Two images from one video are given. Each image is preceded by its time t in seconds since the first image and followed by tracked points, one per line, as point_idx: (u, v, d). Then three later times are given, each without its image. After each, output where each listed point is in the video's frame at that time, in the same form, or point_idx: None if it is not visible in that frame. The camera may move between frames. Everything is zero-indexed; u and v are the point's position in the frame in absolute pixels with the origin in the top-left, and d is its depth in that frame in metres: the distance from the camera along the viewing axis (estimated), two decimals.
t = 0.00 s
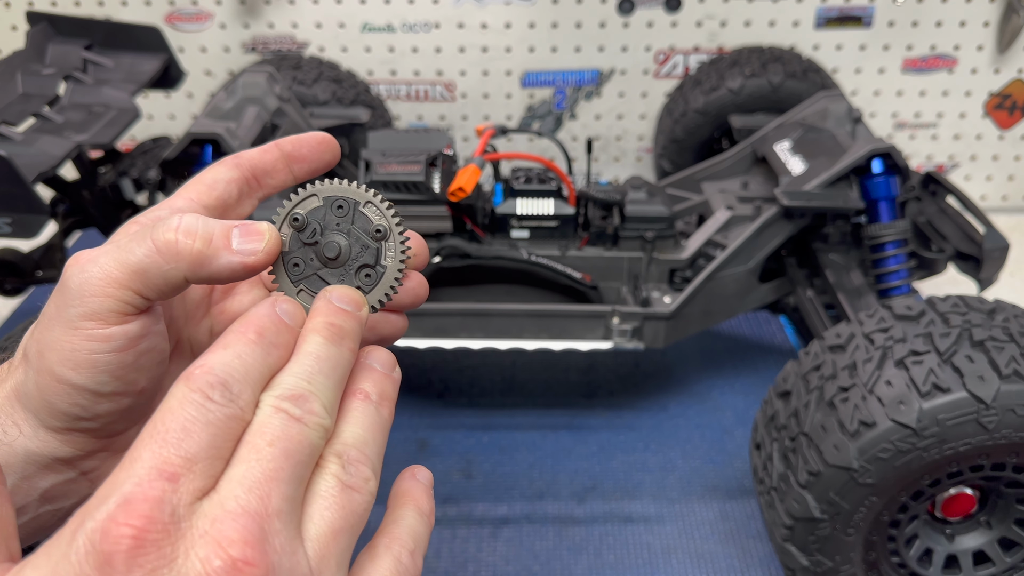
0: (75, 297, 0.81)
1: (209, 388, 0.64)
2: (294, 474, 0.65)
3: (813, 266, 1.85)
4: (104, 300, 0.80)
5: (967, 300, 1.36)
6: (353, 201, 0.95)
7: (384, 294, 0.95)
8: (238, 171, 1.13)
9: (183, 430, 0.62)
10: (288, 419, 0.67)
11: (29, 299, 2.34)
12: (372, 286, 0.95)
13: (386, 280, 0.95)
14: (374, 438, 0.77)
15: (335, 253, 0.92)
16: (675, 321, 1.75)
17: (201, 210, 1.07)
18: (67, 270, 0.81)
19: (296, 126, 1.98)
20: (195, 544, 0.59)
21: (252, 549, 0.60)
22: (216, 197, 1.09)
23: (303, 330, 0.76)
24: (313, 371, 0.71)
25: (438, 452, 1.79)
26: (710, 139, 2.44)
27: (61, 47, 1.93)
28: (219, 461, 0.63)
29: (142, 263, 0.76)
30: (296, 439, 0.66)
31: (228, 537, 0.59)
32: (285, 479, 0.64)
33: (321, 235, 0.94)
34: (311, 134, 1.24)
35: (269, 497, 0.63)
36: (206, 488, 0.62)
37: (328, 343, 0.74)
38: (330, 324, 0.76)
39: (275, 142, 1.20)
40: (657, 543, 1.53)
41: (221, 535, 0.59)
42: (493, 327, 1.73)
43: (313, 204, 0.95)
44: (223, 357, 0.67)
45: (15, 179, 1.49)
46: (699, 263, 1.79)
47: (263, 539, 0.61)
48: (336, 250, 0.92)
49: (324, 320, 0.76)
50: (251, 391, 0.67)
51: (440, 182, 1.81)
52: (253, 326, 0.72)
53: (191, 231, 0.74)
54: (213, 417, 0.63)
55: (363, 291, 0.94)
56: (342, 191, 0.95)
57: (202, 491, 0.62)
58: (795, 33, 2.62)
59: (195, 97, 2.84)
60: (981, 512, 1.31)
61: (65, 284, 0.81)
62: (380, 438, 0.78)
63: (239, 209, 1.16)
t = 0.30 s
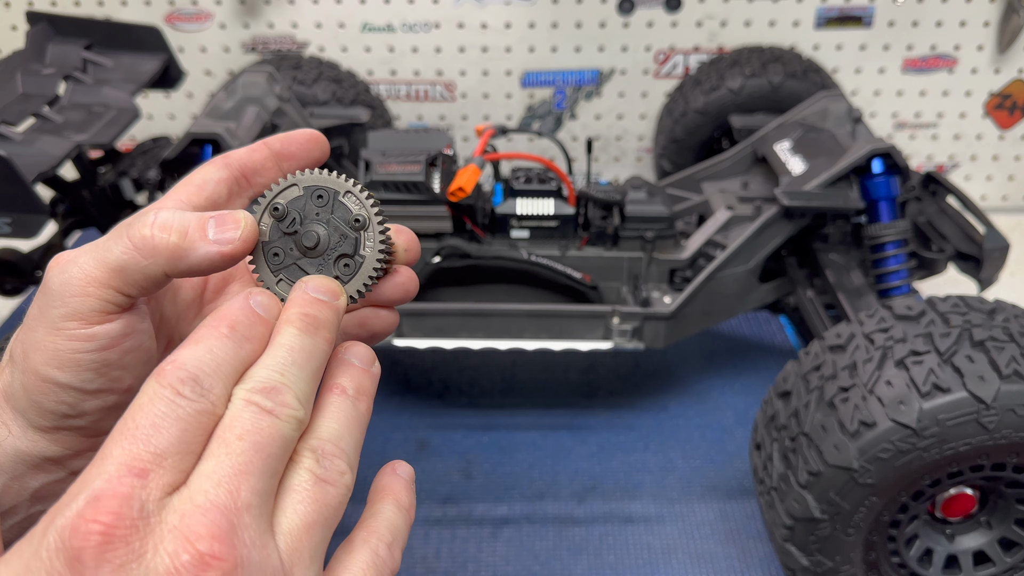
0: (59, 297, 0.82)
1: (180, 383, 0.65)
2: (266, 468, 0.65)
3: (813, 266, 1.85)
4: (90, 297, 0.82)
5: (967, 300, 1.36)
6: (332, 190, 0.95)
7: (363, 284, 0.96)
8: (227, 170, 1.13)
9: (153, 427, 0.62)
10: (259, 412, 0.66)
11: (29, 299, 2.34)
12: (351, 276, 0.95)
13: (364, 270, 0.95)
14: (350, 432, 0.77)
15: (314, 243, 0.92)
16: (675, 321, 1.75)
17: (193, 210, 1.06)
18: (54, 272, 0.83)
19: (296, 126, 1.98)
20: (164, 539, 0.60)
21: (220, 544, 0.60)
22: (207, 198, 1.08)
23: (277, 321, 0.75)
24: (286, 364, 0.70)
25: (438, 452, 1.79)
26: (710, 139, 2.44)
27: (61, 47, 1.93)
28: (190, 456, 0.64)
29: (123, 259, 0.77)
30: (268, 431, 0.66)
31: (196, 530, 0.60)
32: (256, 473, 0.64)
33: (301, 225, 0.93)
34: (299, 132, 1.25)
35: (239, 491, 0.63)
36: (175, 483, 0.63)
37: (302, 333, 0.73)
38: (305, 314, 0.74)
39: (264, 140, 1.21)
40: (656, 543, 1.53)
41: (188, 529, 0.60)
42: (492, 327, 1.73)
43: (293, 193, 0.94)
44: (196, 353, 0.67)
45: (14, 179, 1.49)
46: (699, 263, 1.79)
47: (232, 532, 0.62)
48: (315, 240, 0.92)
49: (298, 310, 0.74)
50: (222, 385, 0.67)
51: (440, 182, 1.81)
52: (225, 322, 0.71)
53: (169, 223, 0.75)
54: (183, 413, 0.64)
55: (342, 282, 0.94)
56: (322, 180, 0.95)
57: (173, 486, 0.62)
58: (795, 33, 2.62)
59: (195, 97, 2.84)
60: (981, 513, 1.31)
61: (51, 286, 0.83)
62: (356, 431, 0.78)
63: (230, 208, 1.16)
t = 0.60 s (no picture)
0: (86, 316, 0.81)
1: (169, 381, 0.65)
2: (254, 464, 0.66)
3: (813, 266, 1.85)
4: (121, 324, 0.81)
5: (967, 300, 1.36)
6: (300, 194, 0.94)
7: (347, 280, 0.94)
8: (228, 167, 1.15)
9: (142, 424, 0.62)
10: (247, 410, 0.66)
11: (29, 299, 2.34)
12: (333, 274, 0.94)
13: (345, 266, 0.94)
14: (339, 432, 0.77)
15: (291, 250, 0.92)
16: (675, 321, 1.75)
17: (192, 206, 1.07)
18: (80, 289, 0.80)
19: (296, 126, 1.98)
20: (153, 535, 0.60)
21: (209, 539, 0.61)
22: (207, 194, 1.11)
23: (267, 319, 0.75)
24: (274, 362, 0.70)
25: (438, 452, 1.79)
26: (710, 139, 2.44)
27: (60, 47, 1.93)
28: (179, 453, 0.64)
29: (156, 296, 0.77)
30: (255, 429, 0.66)
31: (185, 527, 0.60)
32: (243, 469, 0.65)
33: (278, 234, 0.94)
34: (298, 125, 1.24)
35: (227, 488, 0.63)
36: (164, 480, 0.63)
37: (291, 332, 0.73)
38: (293, 313, 0.74)
39: (265, 135, 1.20)
40: (657, 543, 1.53)
41: (177, 525, 0.60)
42: (492, 327, 1.73)
43: (265, 205, 0.95)
44: (185, 351, 0.67)
45: (14, 179, 1.49)
46: (700, 263, 1.79)
47: (221, 529, 0.62)
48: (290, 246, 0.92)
49: (287, 309, 0.75)
50: (211, 383, 0.67)
51: (440, 182, 1.81)
52: (214, 320, 0.70)
53: (202, 267, 0.75)
54: (171, 411, 0.63)
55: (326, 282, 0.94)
56: (289, 186, 0.95)
57: (162, 482, 0.62)
58: (795, 33, 2.62)
59: (195, 97, 2.84)
60: (981, 512, 1.31)
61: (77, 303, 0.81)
62: (346, 432, 0.79)
63: (231, 205, 1.17)
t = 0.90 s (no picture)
0: (115, 375, 0.76)
1: (277, 405, 0.64)
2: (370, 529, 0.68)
3: (813, 266, 1.85)
4: (156, 384, 0.77)
5: (967, 300, 1.36)
6: (334, 256, 0.91)
7: (382, 332, 0.97)
8: (197, 157, 1.01)
9: (246, 446, 0.61)
10: (361, 451, 0.67)
11: (30, 299, 2.33)
12: (369, 326, 0.96)
13: (381, 321, 0.96)
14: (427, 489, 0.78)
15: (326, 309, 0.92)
16: (675, 321, 1.75)
17: (166, 209, 0.97)
18: (110, 347, 0.75)
19: (297, 126, 2.00)
20: (251, 565, 0.59)
21: None
22: (182, 194, 0.99)
23: (376, 364, 0.78)
24: (387, 410, 0.72)
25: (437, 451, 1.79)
26: (710, 139, 2.44)
27: (61, 47, 1.93)
28: (278, 477, 0.63)
29: (195, 360, 0.72)
30: (367, 472, 0.67)
31: (285, 564, 0.60)
32: (347, 515, 0.65)
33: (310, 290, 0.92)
34: (261, 96, 1.07)
35: (330, 529, 0.63)
36: (263, 506, 0.62)
37: (404, 381, 0.76)
38: (401, 363, 0.78)
39: (226, 111, 1.05)
40: (657, 544, 1.53)
41: (276, 561, 0.60)
42: (492, 326, 1.73)
43: (295, 261, 0.92)
44: (296, 374, 0.66)
45: (14, 179, 1.49)
46: (699, 263, 1.79)
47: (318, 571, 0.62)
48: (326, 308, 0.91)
49: (398, 361, 0.78)
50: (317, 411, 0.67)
51: (440, 182, 1.81)
52: (311, 340, 0.69)
53: (248, 331, 0.70)
54: (274, 433, 0.63)
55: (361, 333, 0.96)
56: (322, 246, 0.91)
57: (260, 509, 0.61)
58: (796, 33, 2.62)
59: (195, 97, 2.84)
60: (981, 512, 1.31)
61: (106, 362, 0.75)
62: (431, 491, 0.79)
63: (202, 196, 1.05)
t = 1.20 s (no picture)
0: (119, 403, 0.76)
1: (101, 369, 0.56)
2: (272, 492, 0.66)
3: (813, 266, 1.85)
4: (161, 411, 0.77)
5: (967, 299, 1.36)
6: (344, 284, 0.92)
7: (389, 353, 1.00)
8: (194, 160, 1.02)
9: (73, 419, 0.54)
10: (192, 397, 0.58)
11: (30, 299, 2.34)
12: (377, 349, 0.98)
13: (389, 344, 0.98)
14: (345, 480, 0.78)
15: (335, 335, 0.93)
16: (675, 321, 1.75)
17: (167, 218, 0.99)
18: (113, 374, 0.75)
19: (297, 126, 1.99)
20: (95, 539, 0.52)
21: (165, 541, 0.54)
22: (179, 200, 1.01)
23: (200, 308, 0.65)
24: (223, 345, 0.62)
25: (438, 452, 1.79)
26: (710, 139, 2.44)
27: (61, 47, 1.94)
28: (117, 446, 0.55)
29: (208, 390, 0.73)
30: (204, 416, 0.58)
31: (135, 528, 0.53)
32: (265, 495, 0.65)
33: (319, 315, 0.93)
34: (257, 91, 1.07)
35: (178, 481, 0.56)
36: (106, 477, 0.55)
37: (229, 319, 0.64)
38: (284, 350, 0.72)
39: (222, 109, 1.04)
40: (657, 544, 1.53)
41: (125, 526, 0.53)
42: (493, 326, 1.73)
43: (304, 288, 0.92)
44: (126, 338, 0.57)
45: (14, 179, 1.49)
46: (699, 263, 1.79)
47: (179, 531, 0.56)
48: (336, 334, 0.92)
49: (225, 298, 0.65)
50: (151, 368, 0.58)
51: (440, 182, 1.81)
52: (142, 305, 0.60)
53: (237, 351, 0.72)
54: (107, 401, 0.55)
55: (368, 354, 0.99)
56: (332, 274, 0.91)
57: (101, 483, 0.54)
58: (796, 33, 2.62)
59: (195, 97, 2.84)
60: (981, 512, 1.32)
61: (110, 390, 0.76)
62: (352, 479, 0.79)
63: (201, 199, 1.07)
